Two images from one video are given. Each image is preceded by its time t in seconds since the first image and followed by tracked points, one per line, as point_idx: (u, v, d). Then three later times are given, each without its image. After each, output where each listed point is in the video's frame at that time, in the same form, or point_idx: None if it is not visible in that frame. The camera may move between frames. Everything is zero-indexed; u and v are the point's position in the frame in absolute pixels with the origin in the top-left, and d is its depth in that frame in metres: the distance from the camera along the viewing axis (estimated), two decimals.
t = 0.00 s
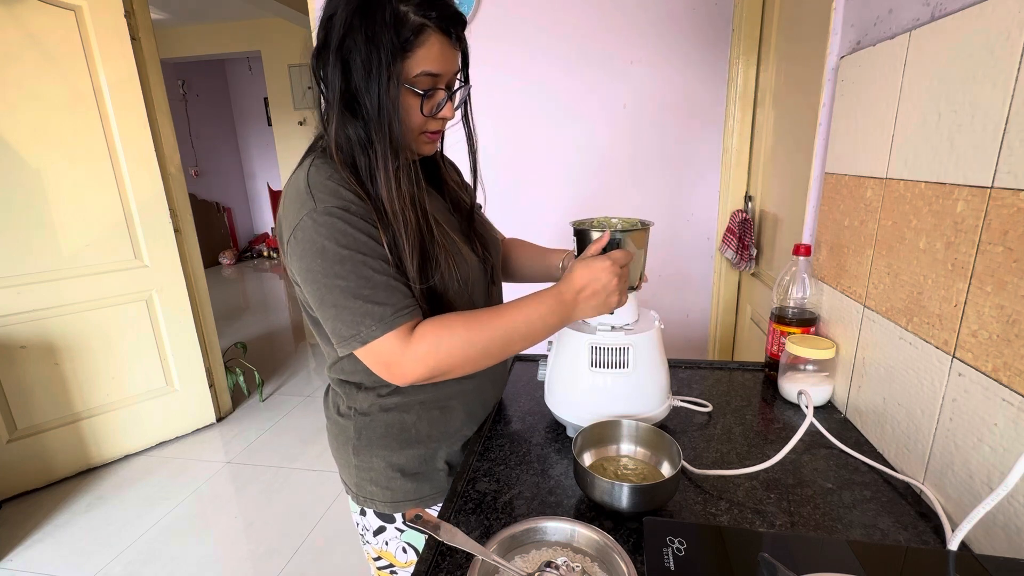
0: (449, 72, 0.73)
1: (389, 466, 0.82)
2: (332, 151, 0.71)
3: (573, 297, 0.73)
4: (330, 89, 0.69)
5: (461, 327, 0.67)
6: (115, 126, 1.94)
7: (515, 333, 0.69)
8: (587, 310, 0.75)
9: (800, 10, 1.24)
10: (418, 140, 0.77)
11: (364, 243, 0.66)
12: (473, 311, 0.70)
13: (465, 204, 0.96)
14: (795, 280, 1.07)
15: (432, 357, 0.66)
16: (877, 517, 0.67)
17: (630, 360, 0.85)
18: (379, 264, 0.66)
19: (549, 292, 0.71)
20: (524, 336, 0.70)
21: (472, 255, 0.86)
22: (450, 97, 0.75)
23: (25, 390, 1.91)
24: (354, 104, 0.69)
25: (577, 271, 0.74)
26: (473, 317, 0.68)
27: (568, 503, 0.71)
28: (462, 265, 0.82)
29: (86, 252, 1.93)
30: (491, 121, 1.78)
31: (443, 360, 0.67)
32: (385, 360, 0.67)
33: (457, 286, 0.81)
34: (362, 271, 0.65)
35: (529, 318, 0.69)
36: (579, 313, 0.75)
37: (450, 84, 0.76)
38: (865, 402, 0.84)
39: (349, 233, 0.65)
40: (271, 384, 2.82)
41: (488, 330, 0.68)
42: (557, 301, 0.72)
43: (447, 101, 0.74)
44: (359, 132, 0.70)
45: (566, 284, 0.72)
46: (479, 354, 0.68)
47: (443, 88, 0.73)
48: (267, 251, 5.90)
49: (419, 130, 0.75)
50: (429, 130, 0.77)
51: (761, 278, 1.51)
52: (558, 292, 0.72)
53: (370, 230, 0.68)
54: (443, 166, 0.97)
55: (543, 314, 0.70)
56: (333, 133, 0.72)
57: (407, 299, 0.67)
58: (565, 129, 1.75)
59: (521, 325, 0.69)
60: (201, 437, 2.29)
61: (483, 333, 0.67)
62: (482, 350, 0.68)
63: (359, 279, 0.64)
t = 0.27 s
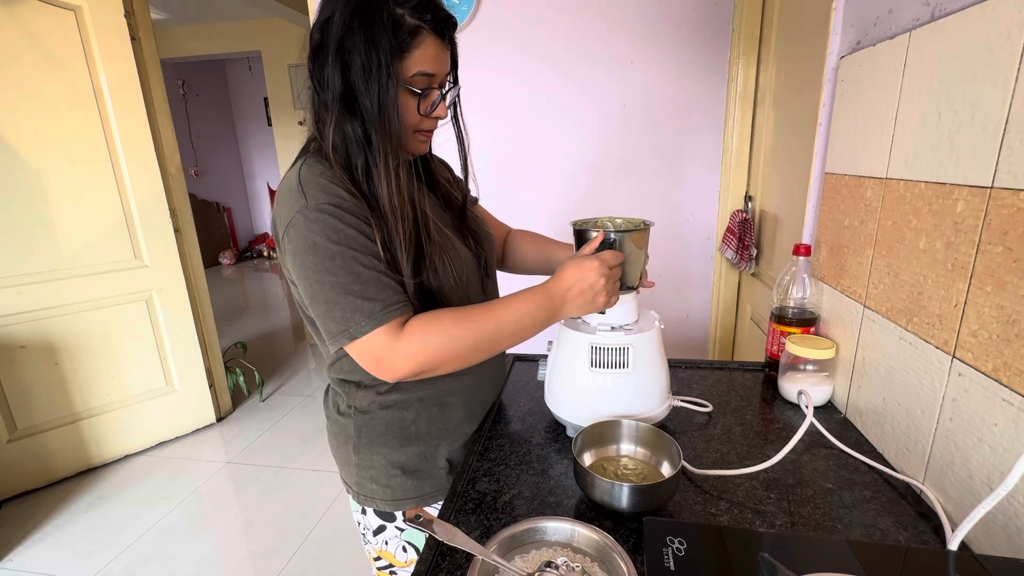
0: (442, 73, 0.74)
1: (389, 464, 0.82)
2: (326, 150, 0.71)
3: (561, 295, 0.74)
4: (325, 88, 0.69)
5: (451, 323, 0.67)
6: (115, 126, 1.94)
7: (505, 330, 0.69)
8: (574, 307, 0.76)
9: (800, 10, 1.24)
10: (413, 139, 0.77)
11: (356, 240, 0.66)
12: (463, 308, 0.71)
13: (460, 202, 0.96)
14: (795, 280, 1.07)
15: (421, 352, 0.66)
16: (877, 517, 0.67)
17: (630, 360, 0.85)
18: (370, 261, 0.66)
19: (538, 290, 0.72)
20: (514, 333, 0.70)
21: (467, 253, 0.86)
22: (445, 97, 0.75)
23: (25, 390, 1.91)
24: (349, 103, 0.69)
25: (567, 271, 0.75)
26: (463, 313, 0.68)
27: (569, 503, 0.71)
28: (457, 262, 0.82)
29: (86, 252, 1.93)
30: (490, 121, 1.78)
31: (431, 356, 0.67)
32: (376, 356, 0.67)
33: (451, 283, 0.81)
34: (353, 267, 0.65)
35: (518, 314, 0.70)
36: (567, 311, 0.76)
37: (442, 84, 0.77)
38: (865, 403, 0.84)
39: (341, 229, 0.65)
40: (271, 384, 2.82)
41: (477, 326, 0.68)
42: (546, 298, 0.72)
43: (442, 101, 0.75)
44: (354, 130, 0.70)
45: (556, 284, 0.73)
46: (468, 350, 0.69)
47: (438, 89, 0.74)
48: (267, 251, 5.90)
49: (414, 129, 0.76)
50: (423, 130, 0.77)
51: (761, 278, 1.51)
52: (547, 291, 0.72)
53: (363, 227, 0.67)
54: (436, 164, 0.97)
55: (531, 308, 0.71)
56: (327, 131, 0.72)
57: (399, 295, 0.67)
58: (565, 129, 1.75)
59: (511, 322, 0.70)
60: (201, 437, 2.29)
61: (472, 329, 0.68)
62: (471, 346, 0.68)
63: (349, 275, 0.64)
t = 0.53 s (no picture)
0: (426, 78, 0.73)
1: (386, 461, 0.83)
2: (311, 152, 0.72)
3: (539, 290, 0.75)
4: (309, 92, 0.70)
5: (432, 318, 0.68)
6: (115, 126, 1.94)
7: (486, 325, 0.70)
8: (551, 306, 0.77)
9: (800, 10, 1.24)
10: (396, 143, 0.77)
11: (339, 238, 0.66)
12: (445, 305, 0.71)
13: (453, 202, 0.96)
14: (795, 280, 1.07)
15: (404, 348, 0.67)
16: (877, 517, 0.67)
17: (630, 360, 0.85)
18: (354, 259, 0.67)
19: (518, 286, 0.73)
20: (494, 329, 0.71)
21: (457, 253, 0.86)
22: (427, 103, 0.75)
23: (25, 390, 1.91)
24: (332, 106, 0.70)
25: (546, 269, 0.76)
26: (444, 309, 0.69)
27: (569, 503, 0.71)
28: (446, 262, 0.82)
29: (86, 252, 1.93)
30: (490, 122, 1.78)
31: (413, 351, 0.67)
32: (358, 352, 0.67)
33: (440, 284, 0.80)
34: (336, 265, 0.65)
35: (499, 310, 0.70)
36: (545, 309, 0.77)
37: (427, 90, 0.76)
38: (865, 403, 0.84)
39: (325, 228, 0.66)
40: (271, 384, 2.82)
41: (458, 321, 0.68)
42: (525, 294, 0.73)
43: (424, 106, 0.75)
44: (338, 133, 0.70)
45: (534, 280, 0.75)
46: (450, 346, 0.69)
47: (419, 94, 0.74)
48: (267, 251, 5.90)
49: (397, 134, 0.76)
50: (406, 134, 0.77)
51: (761, 278, 1.51)
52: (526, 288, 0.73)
53: (347, 226, 0.68)
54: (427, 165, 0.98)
55: (512, 306, 0.71)
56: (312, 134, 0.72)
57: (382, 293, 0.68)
58: (565, 129, 1.74)
59: (492, 317, 0.70)
60: (201, 437, 2.29)
61: (453, 325, 0.68)
62: (453, 342, 0.69)
63: (333, 273, 0.65)
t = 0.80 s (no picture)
0: (410, 72, 0.74)
1: (381, 458, 0.83)
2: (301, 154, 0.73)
3: (534, 287, 0.75)
4: (294, 94, 0.71)
5: (428, 313, 0.67)
6: (115, 126, 1.94)
7: (479, 321, 0.70)
8: (545, 305, 0.77)
9: (800, 10, 1.24)
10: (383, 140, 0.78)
11: (331, 236, 0.67)
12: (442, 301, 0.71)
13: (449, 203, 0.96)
14: (795, 280, 1.07)
15: (398, 342, 0.66)
16: (877, 517, 0.67)
17: (629, 360, 0.85)
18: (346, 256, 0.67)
19: (514, 283, 0.73)
20: (488, 325, 0.71)
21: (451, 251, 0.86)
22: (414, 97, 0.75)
23: (25, 390, 1.91)
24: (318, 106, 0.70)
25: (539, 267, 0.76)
26: (442, 304, 0.69)
27: (569, 503, 0.71)
28: (440, 260, 0.82)
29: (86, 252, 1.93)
30: (489, 122, 1.78)
31: (408, 346, 0.67)
32: (354, 346, 0.67)
33: (434, 281, 0.80)
34: (328, 263, 0.66)
35: (493, 307, 0.70)
36: (539, 308, 0.76)
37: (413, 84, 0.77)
38: (865, 402, 0.84)
39: (315, 227, 0.66)
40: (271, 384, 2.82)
41: (454, 317, 0.68)
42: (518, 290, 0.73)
43: (410, 100, 0.75)
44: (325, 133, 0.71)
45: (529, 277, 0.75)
46: (445, 341, 0.69)
47: (405, 88, 0.74)
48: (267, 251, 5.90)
49: (384, 130, 0.76)
50: (394, 130, 0.77)
51: (761, 278, 1.51)
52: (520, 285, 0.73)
53: (338, 224, 0.68)
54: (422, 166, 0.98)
55: (509, 301, 0.71)
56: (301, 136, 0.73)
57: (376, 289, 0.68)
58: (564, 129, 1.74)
59: (487, 313, 0.70)
60: (201, 437, 2.29)
61: (448, 321, 0.68)
62: (447, 338, 0.69)
63: (325, 270, 0.65)
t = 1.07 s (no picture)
0: (416, 67, 0.74)
1: (371, 457, 0.83)
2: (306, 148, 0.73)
3: (534, 286, 0.75)
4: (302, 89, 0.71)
5: (421, 309, 0.67)
6: (115, 126, 1.94)
7: (475, 318, 0.70)
8: (543, 301, 0.76)
9: (799, 10, 1.24)
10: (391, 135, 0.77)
11: (330, 230, 0.67)
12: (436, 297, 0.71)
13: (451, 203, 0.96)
14: (795, 280, 1.07)
15: (389, 338, 0.66)
16: (877, 517, 0.67)
17: (630, 360, 0.85)
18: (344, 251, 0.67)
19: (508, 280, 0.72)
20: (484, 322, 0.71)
21: (452, 250, 0.86)
22: (421, 92, 0.75)
23: (25, 390, 1.90)
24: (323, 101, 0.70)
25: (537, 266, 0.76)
26: (435, 300, 0.68)
27: (569, 503, 0.71)
28: (440, 258, 0.82)
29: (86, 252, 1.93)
30: (489, 122, 1.78)
31: (400, 342, 0.66)
32: (347, 341, 0.67)
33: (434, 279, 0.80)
34: (326, 256, 0.65)
35: (489, 304, 0.70)
36: (537, 305, 0.76)
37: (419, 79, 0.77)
38: (865, 402, 0.84)
39: (316, 221, 0.66)
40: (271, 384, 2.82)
41: (447, 313, 0.68)
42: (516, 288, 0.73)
43: (417, 95, 0.75)
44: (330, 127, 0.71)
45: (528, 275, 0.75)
46: (438, 338, 0.68)
47: (411, 83, 0.74)
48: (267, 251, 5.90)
49: (392, 125, 0.76)
50: (402, 125, 0.77)
51: (761, 278, 1.51)
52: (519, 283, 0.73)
53: (338, 219, 0.68)
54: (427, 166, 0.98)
55: (503, 298, 0.71)
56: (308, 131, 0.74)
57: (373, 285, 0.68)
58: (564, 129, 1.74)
59: (481, 310, 0.70)
60: (201, 437, 2.29)
61: (442, 317, 0.68)
62: (441, 335, 0.68)
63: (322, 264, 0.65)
